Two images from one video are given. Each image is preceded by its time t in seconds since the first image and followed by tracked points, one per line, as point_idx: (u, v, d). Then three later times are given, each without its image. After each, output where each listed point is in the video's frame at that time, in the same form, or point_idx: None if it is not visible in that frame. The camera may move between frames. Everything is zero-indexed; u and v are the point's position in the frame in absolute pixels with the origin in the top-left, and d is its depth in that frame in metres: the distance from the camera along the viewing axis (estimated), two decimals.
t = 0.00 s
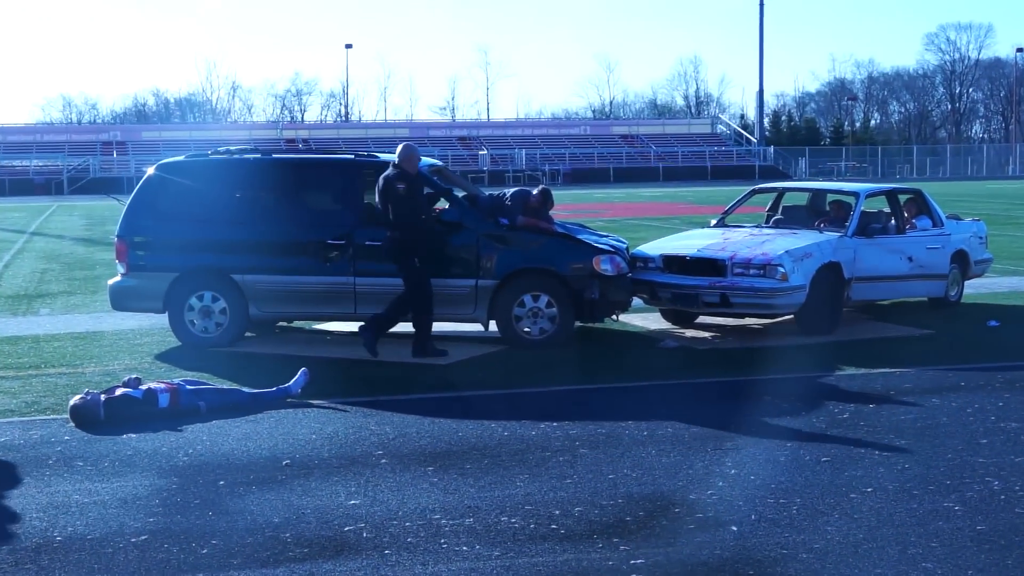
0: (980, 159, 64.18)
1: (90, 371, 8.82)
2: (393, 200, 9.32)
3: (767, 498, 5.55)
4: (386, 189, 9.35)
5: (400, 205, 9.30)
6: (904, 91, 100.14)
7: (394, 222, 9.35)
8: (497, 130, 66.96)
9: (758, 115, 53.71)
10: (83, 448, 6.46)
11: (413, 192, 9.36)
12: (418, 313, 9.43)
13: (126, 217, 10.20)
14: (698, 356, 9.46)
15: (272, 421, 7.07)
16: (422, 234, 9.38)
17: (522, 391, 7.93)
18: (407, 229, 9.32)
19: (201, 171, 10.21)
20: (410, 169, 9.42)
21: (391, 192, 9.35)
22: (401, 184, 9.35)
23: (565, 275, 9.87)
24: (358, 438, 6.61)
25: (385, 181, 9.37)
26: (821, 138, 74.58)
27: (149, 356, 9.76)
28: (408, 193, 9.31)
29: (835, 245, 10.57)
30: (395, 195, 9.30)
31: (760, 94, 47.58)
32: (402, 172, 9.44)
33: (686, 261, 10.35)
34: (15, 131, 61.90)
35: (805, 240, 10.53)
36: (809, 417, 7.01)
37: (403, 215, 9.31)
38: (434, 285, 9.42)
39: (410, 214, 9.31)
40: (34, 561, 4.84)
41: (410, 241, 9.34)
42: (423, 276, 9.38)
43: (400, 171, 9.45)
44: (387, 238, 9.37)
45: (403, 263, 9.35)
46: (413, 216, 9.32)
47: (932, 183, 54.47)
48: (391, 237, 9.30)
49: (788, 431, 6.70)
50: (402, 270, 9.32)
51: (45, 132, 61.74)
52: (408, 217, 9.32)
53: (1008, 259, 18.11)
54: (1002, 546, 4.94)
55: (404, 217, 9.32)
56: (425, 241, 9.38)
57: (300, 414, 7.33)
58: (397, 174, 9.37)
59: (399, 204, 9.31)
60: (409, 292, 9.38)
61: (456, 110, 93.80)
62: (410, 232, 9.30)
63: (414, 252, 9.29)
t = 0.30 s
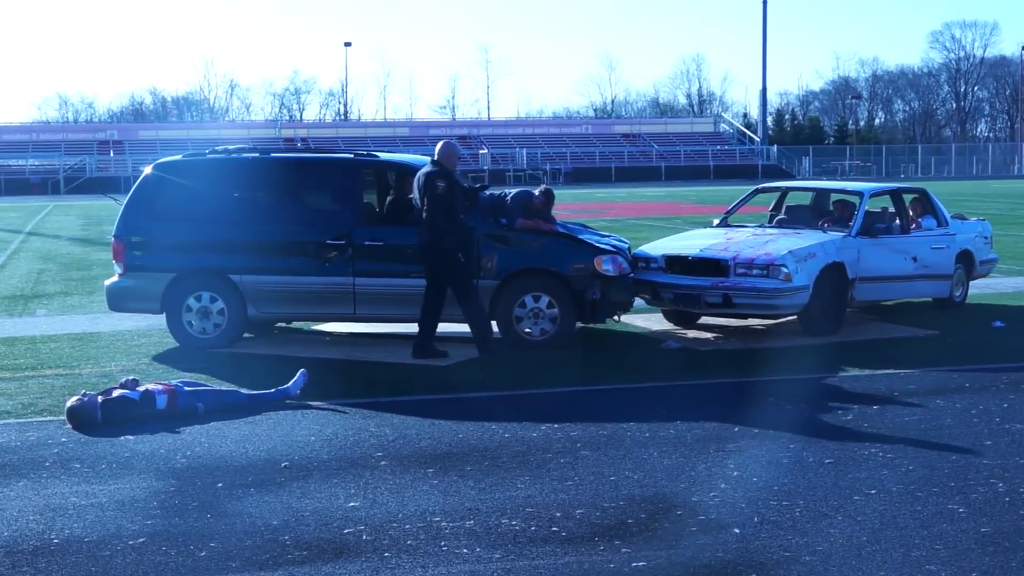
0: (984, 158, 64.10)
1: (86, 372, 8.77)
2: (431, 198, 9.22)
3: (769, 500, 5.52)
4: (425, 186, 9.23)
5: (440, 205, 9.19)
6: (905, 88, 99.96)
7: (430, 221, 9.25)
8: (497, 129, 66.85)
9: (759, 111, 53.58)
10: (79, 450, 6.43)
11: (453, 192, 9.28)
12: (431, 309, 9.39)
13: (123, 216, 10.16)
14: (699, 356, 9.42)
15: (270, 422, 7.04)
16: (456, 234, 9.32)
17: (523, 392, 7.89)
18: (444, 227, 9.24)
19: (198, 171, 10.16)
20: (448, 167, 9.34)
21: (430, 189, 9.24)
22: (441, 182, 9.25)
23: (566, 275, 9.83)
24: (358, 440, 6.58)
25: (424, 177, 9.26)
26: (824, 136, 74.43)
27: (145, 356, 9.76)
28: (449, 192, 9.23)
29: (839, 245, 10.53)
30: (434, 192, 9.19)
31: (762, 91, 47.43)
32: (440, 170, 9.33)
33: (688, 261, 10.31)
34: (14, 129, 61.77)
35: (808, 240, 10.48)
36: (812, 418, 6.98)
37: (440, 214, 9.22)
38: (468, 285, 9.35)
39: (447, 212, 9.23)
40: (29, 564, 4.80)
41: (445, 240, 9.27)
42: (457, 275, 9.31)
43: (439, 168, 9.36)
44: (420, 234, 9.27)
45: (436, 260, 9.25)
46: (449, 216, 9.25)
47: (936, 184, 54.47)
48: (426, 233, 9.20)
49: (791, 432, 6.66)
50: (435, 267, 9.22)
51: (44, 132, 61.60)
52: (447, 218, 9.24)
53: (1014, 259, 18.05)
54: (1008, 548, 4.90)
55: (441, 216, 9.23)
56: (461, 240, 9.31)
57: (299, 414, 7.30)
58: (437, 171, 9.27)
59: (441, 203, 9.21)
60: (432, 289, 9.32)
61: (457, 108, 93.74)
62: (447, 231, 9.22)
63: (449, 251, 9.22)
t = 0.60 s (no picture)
0: (983, 158, 64.14)
1: (85, 373, 8.78)
2: (478, 204, 9.28)
3: (769, 500, 5.52)
4: (474, 191, 9.27)
5: (487, 211, 9.29)
6: (904, 88, 100.01)
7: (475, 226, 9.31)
8: (495, 128, 66.82)
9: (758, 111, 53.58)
10: (78, 450, 6.43)
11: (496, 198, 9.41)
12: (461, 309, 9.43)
13: (123, 217, 10.16)
14: (699, 356, 9.43)
15: (270, 422, 7.04)
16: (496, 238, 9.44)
17: (523, 392, 7.90)
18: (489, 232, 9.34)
19: (197, 171, 10.17)
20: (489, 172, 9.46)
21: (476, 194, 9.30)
22: (487, 189, 9.33)
23: (565, 275, 9.83)
24: (358, 440, 6.58)
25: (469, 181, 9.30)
26: (823, 136, 74.43)
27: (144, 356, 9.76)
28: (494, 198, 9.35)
29: (838, 245, 10.54)
30: (483, 198, 9.27)
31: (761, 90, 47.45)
32: (481, 174, 9.42)
33: (687, 261, 10.32)
34: (13, 129, 61.69)
35: (807, 240, 10.50)
36: (811, 418, 6.99)
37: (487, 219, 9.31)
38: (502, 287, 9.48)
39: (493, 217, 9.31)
40: (29, 564, 4.80)
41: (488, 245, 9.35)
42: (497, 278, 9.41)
43: (481, 173, 9.43)
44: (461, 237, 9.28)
45: (477, 264, 9.27)
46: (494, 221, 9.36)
47: (936, 184, 54.52)
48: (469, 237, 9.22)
49: (791, 432, 6.67)
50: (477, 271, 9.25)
51: (42, 132, 61.55)
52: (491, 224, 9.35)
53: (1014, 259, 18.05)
54: (1007, 547, 4.90)
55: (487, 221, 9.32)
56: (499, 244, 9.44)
57: (299, 414, 7.31)
58: (483, 177, 9.35)
59: (488, 208, 9.30)
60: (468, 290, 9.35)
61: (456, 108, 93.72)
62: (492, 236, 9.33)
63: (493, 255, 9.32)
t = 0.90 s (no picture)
0: (981, 159, 64.20)
1: (83, 373, 8.76)
2: (507, 201, 9.37)
3: (768, 500, 5.52)
4: (504, 188, 9.35)
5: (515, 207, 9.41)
6: (902, 88, 100.08)
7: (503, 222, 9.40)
8: (495, 128, 66.81)
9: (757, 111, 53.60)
10: (76, 451, 6.42)
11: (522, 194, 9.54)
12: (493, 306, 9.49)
13: (121, 217, 10.16)
14: (697, 356, 9.43)
15: (269, 422, 7.03)
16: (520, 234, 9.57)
17: (523, 392, 7.90)
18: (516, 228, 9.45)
19: (196, 171, 10.16)
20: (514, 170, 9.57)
21: (505, 191, 9.38)
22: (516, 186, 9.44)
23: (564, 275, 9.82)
24: (357, 440, 6.58)
25: (496, 178, 9.38)
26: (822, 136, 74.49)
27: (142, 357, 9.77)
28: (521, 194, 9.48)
29: (837, 245, 10.54)
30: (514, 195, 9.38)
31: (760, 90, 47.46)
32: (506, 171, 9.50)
33: (686, 260, 10.31)
34: (12, 129, 61.64)
35: (805, 240, 10.50)
36: (810, 417, 6.99)
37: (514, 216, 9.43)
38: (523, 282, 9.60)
39: (518, 215, 9.43)
40: (26, 565, 4.80)
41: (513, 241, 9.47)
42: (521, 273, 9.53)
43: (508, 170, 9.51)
44: (484, 233, 9.35)
45: (500, 260, 9.36)
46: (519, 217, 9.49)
47: (935, 184, 54.56)
48: (494, 233, 9.31)
49: (790, 432, 6.66)
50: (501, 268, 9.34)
51: (41, 132, 61.55)
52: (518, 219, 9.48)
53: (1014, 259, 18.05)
54: (1006, 547, 4.90)
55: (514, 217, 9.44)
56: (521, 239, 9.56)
57: (298, 414, 7.30)
58: (513, 175, 9.45)
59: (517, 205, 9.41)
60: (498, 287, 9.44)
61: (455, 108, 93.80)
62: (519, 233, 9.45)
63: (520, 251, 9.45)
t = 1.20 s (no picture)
0: (974, 158, 64.35)
1: (75, 373, 8.75)
2: (512, 202, 9.39)
3: (759, 500, 5.53)
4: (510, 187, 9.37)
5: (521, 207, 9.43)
6: (896, 88, 100.25)
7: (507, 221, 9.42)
8: (489, 128, 66.79)
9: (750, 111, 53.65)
10: (66, 451, 6.41)
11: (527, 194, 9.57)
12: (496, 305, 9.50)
13: (113, 217, 10.15)
14: (690, 356, 9.44)
15: (260, 423, 7.03)
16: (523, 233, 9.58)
17: (515, 392, 7.91)
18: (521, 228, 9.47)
19: (188, 172, 10.15)
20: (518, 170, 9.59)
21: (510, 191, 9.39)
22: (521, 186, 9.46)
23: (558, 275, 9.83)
24: (349, 440, 6.58)
25: (500, 177, 9.39)
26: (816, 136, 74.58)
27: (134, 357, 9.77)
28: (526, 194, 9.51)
29: (829, 245, 10.56)
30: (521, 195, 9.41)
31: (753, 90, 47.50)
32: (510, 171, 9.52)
33: (678, 260, 10.33)
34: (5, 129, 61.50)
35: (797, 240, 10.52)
36: (801, 417, 7.00)
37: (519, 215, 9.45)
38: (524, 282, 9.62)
39: (522, 215, 9.45)
40: (17, 565, 4.80)
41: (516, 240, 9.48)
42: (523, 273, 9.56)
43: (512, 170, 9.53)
44: (488, 233, 9.36)
45: (502, 259, 9.37)
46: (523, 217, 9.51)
47: (927, 184, 54.68)
48: (498, 233, 9.32)
49: (781, 432, 6.68)
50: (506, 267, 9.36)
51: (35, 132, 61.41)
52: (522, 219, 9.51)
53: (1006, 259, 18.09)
54: (996, 546, 4.92)
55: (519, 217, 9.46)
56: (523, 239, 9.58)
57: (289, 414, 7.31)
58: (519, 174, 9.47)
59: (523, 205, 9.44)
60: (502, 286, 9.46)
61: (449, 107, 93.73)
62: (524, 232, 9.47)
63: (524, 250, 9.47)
